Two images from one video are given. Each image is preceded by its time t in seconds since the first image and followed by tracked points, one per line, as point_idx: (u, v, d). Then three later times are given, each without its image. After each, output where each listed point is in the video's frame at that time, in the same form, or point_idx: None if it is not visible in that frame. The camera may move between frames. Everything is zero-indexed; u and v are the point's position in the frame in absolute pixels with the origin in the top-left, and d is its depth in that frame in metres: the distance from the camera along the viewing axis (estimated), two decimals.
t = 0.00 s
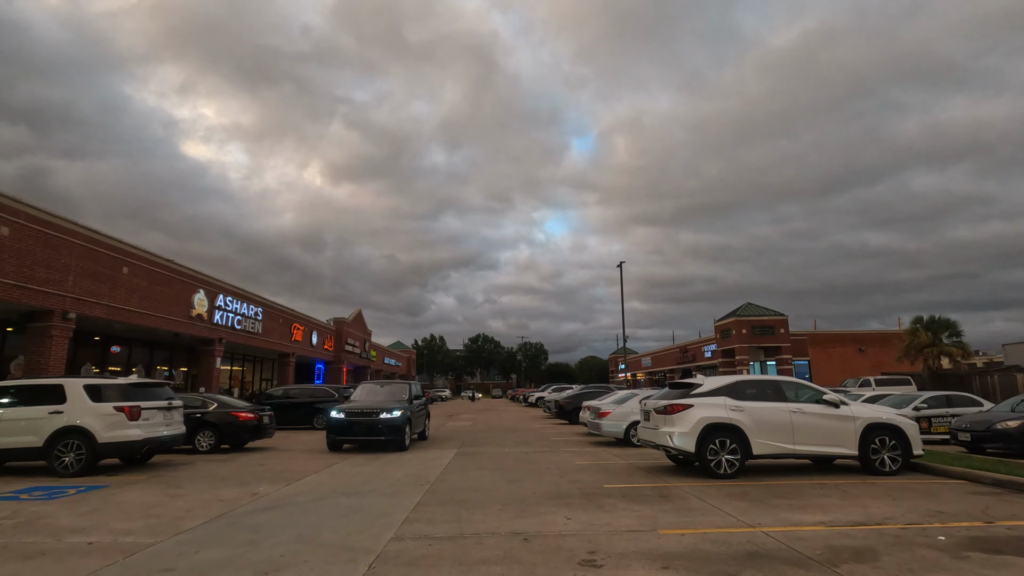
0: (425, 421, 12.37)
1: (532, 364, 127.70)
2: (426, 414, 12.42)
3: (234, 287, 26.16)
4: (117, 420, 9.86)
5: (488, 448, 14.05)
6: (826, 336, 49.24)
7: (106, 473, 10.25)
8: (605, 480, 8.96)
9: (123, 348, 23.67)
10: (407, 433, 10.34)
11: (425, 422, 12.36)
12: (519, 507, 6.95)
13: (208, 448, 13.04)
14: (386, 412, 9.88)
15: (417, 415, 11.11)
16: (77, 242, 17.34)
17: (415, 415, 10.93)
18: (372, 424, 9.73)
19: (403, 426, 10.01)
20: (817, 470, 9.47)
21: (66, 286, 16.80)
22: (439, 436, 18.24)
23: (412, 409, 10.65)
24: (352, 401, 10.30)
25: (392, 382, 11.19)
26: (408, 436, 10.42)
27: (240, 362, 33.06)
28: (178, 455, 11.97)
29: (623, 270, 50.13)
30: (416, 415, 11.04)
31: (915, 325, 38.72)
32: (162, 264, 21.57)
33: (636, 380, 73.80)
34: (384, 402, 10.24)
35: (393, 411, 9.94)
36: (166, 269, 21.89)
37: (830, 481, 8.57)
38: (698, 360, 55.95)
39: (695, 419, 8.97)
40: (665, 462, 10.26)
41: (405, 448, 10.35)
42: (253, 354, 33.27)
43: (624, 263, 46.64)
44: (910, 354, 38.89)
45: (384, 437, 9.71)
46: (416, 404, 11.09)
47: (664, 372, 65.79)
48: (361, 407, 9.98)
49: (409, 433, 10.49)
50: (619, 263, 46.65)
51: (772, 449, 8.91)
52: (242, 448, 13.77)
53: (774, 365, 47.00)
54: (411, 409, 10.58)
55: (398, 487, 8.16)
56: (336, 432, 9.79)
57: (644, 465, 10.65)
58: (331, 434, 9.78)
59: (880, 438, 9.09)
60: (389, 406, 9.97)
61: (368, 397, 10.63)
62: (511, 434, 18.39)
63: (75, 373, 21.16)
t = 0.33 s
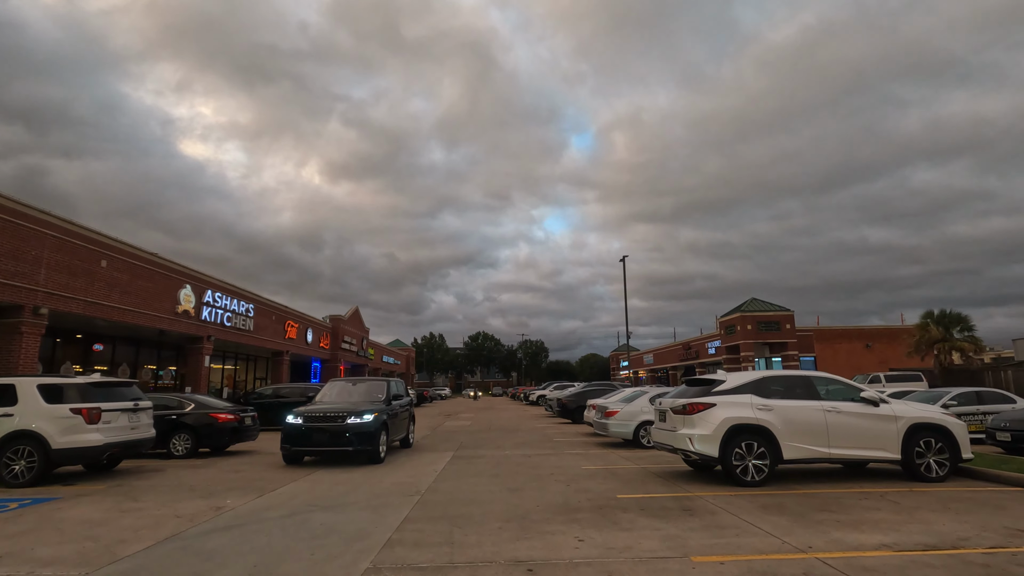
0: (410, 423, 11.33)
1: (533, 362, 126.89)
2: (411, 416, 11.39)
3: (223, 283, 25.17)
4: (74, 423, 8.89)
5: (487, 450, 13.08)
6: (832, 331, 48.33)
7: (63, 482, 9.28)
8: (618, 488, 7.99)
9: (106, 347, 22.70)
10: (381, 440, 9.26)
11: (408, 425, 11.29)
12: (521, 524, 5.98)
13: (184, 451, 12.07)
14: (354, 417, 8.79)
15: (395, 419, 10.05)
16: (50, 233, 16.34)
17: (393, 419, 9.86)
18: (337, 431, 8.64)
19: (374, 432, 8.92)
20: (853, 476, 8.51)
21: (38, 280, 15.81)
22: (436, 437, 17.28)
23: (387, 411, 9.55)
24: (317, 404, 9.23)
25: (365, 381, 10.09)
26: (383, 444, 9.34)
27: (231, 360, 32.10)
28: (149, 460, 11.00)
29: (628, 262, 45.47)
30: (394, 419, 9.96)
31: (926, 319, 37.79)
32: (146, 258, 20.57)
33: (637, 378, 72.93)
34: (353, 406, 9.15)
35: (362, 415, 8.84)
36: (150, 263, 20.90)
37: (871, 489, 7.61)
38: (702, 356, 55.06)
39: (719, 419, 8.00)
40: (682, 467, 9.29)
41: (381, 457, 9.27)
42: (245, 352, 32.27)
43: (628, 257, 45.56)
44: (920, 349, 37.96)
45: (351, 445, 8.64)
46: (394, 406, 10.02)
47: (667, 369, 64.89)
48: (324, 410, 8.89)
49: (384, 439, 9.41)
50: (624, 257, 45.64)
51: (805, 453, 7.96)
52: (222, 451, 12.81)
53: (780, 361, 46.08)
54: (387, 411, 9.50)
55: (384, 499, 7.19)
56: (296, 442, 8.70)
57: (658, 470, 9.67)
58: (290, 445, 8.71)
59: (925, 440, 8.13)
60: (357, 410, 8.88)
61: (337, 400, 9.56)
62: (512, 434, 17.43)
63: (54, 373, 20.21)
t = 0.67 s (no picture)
0: (384, 429, 9.77)
1: (533, 361, 125.98)
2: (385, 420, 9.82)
3: (211, 277, 24.06)
4: (14, 428, 7.76)
5: (487, 454, 11.99)
6: (841, 328, 47.35)
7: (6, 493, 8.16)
8: (638, 502, 6.89)
9: (86, 344, 21.59)
10: (341, 454, 7.61)
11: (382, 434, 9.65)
12: (528, 553, 4.89)
13: (153, 457, 10.97)
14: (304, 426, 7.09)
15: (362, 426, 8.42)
16: (18, 222, 15.26)
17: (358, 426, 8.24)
18: (281, 445, 6.90)
19: (331, 444, 7.26)
20: (906, 486, 7.43)
21: (3, 272, 14.71)
22: (433, 439, 16.18)
23: (349, 418, 7.88)
24: (259, 409, 7.49)
25: (325, 381, 8.68)
26: (345, 458, 7.70)
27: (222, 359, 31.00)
28: (112, 468, 9.90)
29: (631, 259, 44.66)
30: (359, 426, 8.31)
31: (939, 315, 36.77)
32: (126, 250, 19.48)
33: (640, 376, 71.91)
34: (305, 411, 7.44)
35: (314, 424, 7.12)
36: (130, 256, 19.80)
37: (936, 503, 6.52)
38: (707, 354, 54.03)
39: (755, 422, 6.89)
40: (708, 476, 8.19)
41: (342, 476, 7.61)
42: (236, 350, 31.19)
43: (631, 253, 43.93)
44: (933, 346, 36.90)
45: (299, 464, 6.90)
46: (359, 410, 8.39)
47: (671, 367, 63.89)
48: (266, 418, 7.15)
49: (345, 455, 7.69)
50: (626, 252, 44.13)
51: (856, 461, 6.87)
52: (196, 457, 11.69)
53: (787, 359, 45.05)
54: (349, 417, 7.88)
55: (366, 518, 6.11)
56: (226, 459, 6.93)
57: (680, 478, 8.58)
58: (223, 463, 6.93)
59: (994, 446, 7.04)
60: (309, 416, 7.18)
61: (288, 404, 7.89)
62: (514, 436, 16.34)
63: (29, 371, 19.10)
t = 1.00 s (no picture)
0: (339, 443, 7.79)
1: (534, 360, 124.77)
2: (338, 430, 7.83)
3: (193, 271, 22.79)
4: None
5: (486, 461, 10.76)
6: (849, 325, 46.33)
7: None
8: (669, 526, 5.67)
9: (59, 341, 20.31)
10: (257, 484, 5.55)
11: (334, 451, 7.65)
12: None
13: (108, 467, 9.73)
14: (195, 448, 5.04)
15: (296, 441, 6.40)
16: None
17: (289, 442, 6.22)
18: (155, 479, 4.81)
19: (237, 472, 5.20)
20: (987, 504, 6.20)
21: None
22: (427, 442, 14.93)
23: (274, 433, 5.89)
24: (139, 425, 5.45)
25: (251, 384, 6.65)
26: (262, 491, 5.61)
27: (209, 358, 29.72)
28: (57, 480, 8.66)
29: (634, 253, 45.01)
30: (292, 444, 6.31)
31: (955, 311, 35.56)
32: (98, 241, 18.21)
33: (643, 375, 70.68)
34: (200, 425, 5.38)
35: (210, 445, 5.10)
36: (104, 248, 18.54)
37: None
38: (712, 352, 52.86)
39: (812, 428, 5.63)
40: (745, 491, 6.97)
41: (259, 516, 5.56)
42: (225, 348, 29.91)
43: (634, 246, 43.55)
44: (949, 342, 35.65)
45: (180, 506, 4.81)
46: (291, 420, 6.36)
47: (674, 366, 62.68)
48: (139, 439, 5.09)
49: (263, 486, 5.65)
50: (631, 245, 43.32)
51: (937, 476, 5.60)
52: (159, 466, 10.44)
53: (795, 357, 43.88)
54: (272, 431, 5.84)
55: (331, 553, 4.89)
56: (75, 500, 4.83)
57: (710, 492, 7.36)
58: (71, 508, 4.83)
59: None
60: (203, 434, 5.15)
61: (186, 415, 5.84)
62: (515, 439, 15.12)
63: None
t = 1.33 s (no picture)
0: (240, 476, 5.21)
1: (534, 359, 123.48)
2: (244, 451, 5.33)
3: (173, 263, 21.36)
4: None
5: (485, 471, 9.38)
6: (860, 322, 45.03)
7: None
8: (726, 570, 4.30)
9: (26, 338, 18.89)
10: None
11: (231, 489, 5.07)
12: None
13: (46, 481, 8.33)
14: None
15: (134, 482, 3.86)
16: None
17: (112, 485, 3.67)
18: None
19: None
20: None
21: None
22: (419, 447, 13.50)
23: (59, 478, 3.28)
24: None
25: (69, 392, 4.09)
26: None
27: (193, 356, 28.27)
28: None
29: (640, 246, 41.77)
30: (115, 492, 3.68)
31: (973, 306, 34.18)
32: (64, 229, 16.83)
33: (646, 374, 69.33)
34: None
35: None
36: (72, 236, 17.15)
37: None
38: (718, 350, 51.50)
39: (916, 442, 4.24)
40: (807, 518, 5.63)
41: None
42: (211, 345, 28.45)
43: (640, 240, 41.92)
44: (967, 339, 34.27)
45: None
46: (118, 446, 3.79)
47: (678, 364, 61.33)
48: None
49: None
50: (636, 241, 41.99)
51: None
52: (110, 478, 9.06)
53: (804, 355, 42.55)
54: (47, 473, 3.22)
55: None
56: None
57: (760, 515, 6.00)
58: None
59: None
60: None
61: None
62: (517, 443, 13.77)
63: None
